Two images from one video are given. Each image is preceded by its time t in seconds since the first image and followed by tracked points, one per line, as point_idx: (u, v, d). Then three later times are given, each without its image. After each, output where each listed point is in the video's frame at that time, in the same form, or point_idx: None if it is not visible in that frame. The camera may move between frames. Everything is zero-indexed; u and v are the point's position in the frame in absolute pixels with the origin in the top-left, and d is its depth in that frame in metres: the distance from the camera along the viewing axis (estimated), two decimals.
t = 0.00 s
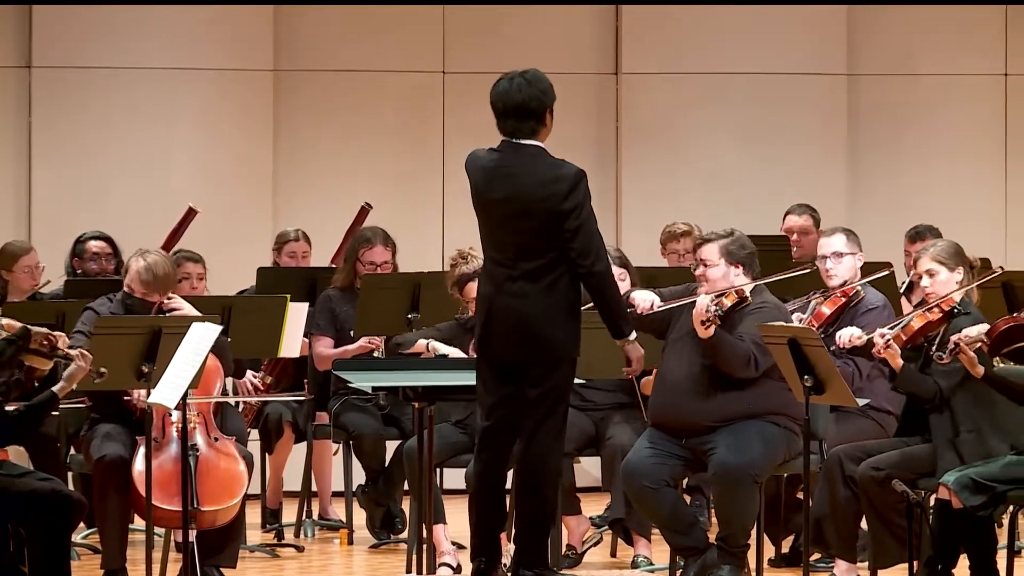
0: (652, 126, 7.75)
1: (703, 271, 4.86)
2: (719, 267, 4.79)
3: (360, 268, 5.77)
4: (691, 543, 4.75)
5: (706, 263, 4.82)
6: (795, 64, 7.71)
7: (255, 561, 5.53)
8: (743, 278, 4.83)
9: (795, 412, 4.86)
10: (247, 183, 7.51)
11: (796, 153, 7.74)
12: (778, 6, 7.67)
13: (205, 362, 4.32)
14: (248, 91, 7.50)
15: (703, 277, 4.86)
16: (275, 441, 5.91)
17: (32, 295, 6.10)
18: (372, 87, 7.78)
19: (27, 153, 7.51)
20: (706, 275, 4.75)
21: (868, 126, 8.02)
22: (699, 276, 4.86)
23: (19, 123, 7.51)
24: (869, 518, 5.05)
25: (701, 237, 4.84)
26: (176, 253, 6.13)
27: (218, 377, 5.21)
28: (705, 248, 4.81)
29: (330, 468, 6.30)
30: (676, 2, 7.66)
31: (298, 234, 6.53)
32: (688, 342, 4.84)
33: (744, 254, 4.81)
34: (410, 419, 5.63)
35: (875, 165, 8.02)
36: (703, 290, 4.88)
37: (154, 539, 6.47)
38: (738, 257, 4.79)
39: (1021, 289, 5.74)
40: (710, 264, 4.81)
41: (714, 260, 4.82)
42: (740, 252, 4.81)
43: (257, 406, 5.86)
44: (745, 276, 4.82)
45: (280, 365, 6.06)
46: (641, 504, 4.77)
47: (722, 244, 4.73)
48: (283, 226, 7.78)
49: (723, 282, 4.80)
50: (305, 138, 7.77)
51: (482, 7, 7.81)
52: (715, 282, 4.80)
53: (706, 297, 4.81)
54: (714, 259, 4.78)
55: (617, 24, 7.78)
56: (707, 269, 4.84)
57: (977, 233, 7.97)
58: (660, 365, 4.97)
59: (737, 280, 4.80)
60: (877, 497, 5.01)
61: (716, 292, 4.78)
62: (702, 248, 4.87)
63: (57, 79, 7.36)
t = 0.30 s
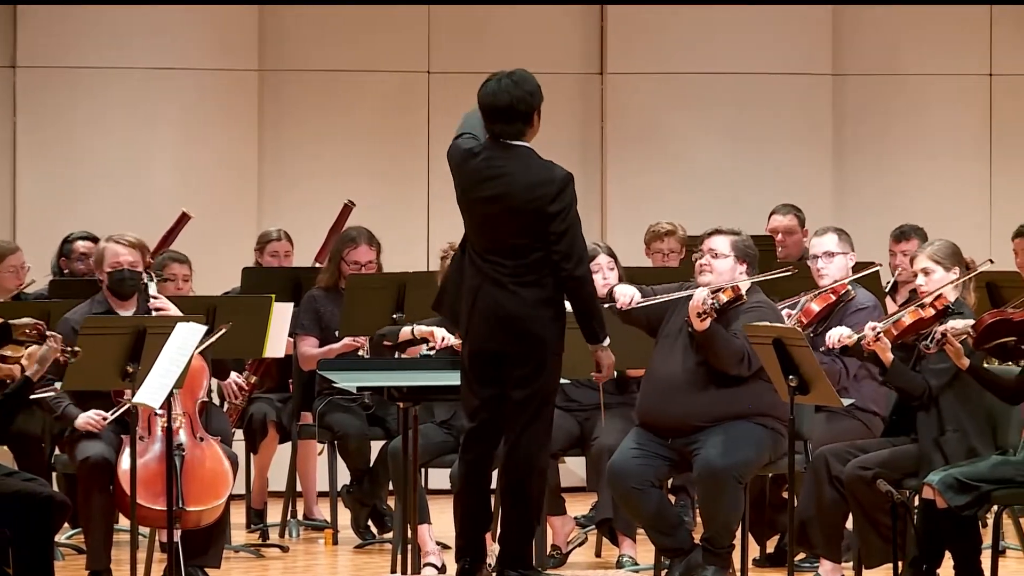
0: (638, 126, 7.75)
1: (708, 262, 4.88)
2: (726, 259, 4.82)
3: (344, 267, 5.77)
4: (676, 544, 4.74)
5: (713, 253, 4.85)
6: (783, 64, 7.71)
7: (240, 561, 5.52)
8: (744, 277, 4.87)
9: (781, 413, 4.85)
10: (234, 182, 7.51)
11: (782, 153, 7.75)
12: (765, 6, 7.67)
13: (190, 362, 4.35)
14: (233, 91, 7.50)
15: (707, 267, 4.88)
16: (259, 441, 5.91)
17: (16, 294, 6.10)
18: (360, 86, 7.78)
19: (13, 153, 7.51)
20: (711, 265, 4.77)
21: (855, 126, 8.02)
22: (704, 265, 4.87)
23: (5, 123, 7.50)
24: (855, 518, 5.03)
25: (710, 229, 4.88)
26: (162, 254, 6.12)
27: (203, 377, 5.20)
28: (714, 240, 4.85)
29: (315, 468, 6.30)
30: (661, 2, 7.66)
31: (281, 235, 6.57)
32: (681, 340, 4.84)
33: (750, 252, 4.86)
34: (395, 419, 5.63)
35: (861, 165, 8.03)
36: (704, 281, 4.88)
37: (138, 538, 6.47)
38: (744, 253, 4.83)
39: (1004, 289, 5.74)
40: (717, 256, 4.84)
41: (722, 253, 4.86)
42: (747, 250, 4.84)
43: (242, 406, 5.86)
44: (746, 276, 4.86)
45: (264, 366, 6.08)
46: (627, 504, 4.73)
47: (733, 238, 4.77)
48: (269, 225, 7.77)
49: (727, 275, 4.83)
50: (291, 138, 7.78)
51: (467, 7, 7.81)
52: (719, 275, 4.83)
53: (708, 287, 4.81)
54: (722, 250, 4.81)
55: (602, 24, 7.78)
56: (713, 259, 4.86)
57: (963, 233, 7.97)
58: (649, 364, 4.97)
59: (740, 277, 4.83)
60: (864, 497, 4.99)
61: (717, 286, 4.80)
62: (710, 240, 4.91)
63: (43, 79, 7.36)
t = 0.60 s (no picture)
0: (627, 126, 7.75)
1: (707, 262, 4.87)
2: (726, 260, 4.81)
3: (332, 267, 5.77)
4: (664, 544, 4.71)
5: (713, 254, 4.83)
6: (773, 63, 7.72)
7: (228, 561, 5.52)
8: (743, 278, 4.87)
9: (771, 413, 4.84)
10: (223, 183, 7.51)
11: (771, 153, 7.75)
12: (756, 7, 7.68)
13: (178, 362, 4.32)
14: (222, 91, 7.50)
15: (705, 267, 4.87)
16: (247, 441, 5.93)
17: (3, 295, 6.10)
18: (349, 87, 7.79)
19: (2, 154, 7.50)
20: (712, 265, 4.76)
21: (846, 126, 8.03)
22: (703, 265, 4.86)
23: None
24: (843, 518, 5.03)
25: (709, 230, 4.88)
26: (149, 254, 6.13)
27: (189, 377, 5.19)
28: (713, 240, 4.84)
29: (303, 468, 6.30)
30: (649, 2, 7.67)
31: (267, 234, 6.60)
32: (677, 338, 4.84)
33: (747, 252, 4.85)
34: (383, 419, 5.64)
35: (850, 165, 8.03)
36: (703, 281, 4.87)
37: (127, 538, 6.48)
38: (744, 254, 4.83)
39: (993, 288, 5.76)
40: (717, 256, 4.83)
41: (722, 254, 4.84)
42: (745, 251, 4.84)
43: (230, 406, 5.87)
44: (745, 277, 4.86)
45: (253, 366, 6.10)
46: (616, 503, 4.72)
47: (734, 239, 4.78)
48: (259, 226, 7.77)
49: (726, 276, 4.81)
50: (280, 138, 7.78)
51: (455, 7, 7.81)
52: (720, 276, 4.82)
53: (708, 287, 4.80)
54: (722, 251, 4.80)
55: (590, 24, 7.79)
56: (713, 260, 4.84)
57: (952, 233, 7.97)
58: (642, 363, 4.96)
59: (739, 278, 4.83)
60: (852, 497, 4.97)
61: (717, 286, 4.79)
62: (709, 241, 4.90)
63: (31, 80, 7.36)
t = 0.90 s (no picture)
0: (616, 126, 7.75)
1: (697, 265, 4.88)
2: (715, 260, 4.82)
3: (321, 268, 5.77)
4: (652, 543, 4.69)
5: (702, 256, 4.85)
6: (762, 63, 7.72)
7: (217, 561, 5.52)
8: (733, 278, 4.87)
9: (761, 412, 4.82)
10: (214, 183, 7.52)
11: (760, 153, 7.76)
12: (745, 7, 7.68)
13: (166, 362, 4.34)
14: (210, 92, 7.50)
15: (696, 270, 4.87)
16: (236, 441, 5.92)
17: None
18: (337, 87, 7.79)
19: None
20: (702, 267, 4.77)
21: (836, 126, 8.03)
22: (693, 268, 4.87)
23: None
24: (831, 518, 5.02)
25: (697, 233, 4.89)
26: (138, 254, 6.12)
27: (174, 377, 5.18)
28: (701, 242, 4.85)
29: (292, 468, 6.30)
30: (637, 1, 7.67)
31: (259, 234, 6.60)
32: (669, 338, 4.83)
33: (734, 251, 4.87)
34: (371, 419, 5.64)
35: (840, 165, 8.03)
36: (693, 283, 4.87)
37: (116, 538, 6.48)
38: (732, 254, 4.84)
39: (981, 288, 5.76)
40: (706, 258, 4.84)
41: (711, 255, 4.85)
42: (733, 251, 4.86)
43: (219, 406, 5.86)
44: (735, 277, 4.86)
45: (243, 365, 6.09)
46: (604, 502, 4.70)
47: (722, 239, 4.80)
48: (248, 226, 7.77)
49: (716, 277, 4.82)
50: (269, 138, 7.78)
51: (443, 7, 7.81)
52: (710, 276, 4.82)
53: (699, 288, 4.81)
54: (710, 252, 4.81)
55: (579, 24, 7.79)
56: (702, 262, 4.85)
57: (942, 233, 7.98)
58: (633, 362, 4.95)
59: (730, 278, 4.83)
60: (841, 497, 4.98)
61: (708, 287, 4.79)
62: (696, 244, 4.91)
63: (20, 80, 7.35)
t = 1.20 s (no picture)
0: (604, 126, 7.75)
1: (679, 268, 4.88)
2: (698, 262, 4.82)
3: (309, 268, 5.77)
4: (640, 543, 4.69)
5: (683, 259, 4.86)
6: (749, 63, 7.73)
7: (205, 562, 5.51)
8: (717, 277, 4.88)
9: (748, 413, 4.81)
10: (202, 183, 7.51)
11: (749, 153, 7.76)
12: (732, 7, 7.69)
13: (154, 361, 4.32)
14: (198, 92, 7.51)
15: (679, 273, 4.88)
16: (224, 441, 5.92)
17: None
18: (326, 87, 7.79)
19: None
20: (686, 269, 4.77)
21: (824, 127, 8.04)
22: (676, 271, 4.87)
23: None
24: (819, 518, 5.01)
25: (676, 235, 4.90)
26: (127, 256, 6.13)
27: (164, 378, 5.19)
28: (682, 244, 4.85)
29: (280, 468, 6.31)
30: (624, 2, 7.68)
31: (251, 235, 6.59)
32: (655, 340, 4.82)
33: (716, 251, 4.88)
34: (359, 419, 5.65)
35: (829, 166, 8.04)
36: (678, 286, 4.88)
37: (103, 538, 6.48)
38: (715, 254, 4.85)
39: (969, 289, 5.77)
40: (688, 261, 4.85)
41: (693, 257, 4.86)
42: (714, 250, 4.87)
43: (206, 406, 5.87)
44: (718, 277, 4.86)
45: (231, 366, 6.12)
46: (592, 502, 4.70)
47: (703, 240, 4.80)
48: (237, 226, 7.77)
49: (701, 278, 4.82)
50: (258, 138, 7.77)
51: (430, 7, 7.82)
52: (694, 278, 4.82)
53: (684, 290, 4.81)
54: (693, 253, 4.82)
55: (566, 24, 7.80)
56: (684, 264, 4.86)
57: (931, 233, 7.99)
58: (619, 365, 4.93)
59: (713, 278, 4.83)
60: (829, 497, 4.96)
61: (693, 288, 4.80)
62: (677, 247, 4.91)
63: (7, 81, 7.34)
